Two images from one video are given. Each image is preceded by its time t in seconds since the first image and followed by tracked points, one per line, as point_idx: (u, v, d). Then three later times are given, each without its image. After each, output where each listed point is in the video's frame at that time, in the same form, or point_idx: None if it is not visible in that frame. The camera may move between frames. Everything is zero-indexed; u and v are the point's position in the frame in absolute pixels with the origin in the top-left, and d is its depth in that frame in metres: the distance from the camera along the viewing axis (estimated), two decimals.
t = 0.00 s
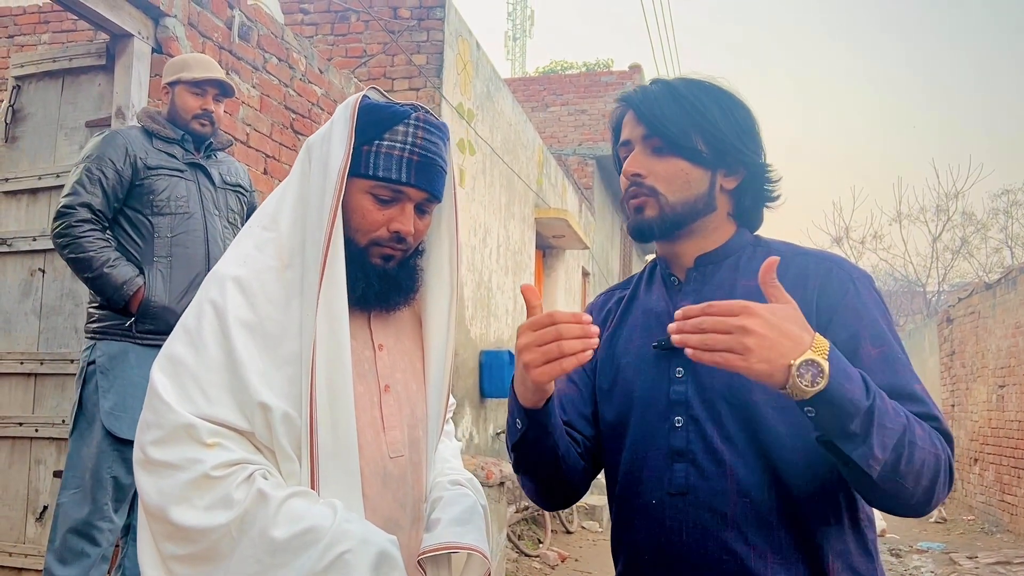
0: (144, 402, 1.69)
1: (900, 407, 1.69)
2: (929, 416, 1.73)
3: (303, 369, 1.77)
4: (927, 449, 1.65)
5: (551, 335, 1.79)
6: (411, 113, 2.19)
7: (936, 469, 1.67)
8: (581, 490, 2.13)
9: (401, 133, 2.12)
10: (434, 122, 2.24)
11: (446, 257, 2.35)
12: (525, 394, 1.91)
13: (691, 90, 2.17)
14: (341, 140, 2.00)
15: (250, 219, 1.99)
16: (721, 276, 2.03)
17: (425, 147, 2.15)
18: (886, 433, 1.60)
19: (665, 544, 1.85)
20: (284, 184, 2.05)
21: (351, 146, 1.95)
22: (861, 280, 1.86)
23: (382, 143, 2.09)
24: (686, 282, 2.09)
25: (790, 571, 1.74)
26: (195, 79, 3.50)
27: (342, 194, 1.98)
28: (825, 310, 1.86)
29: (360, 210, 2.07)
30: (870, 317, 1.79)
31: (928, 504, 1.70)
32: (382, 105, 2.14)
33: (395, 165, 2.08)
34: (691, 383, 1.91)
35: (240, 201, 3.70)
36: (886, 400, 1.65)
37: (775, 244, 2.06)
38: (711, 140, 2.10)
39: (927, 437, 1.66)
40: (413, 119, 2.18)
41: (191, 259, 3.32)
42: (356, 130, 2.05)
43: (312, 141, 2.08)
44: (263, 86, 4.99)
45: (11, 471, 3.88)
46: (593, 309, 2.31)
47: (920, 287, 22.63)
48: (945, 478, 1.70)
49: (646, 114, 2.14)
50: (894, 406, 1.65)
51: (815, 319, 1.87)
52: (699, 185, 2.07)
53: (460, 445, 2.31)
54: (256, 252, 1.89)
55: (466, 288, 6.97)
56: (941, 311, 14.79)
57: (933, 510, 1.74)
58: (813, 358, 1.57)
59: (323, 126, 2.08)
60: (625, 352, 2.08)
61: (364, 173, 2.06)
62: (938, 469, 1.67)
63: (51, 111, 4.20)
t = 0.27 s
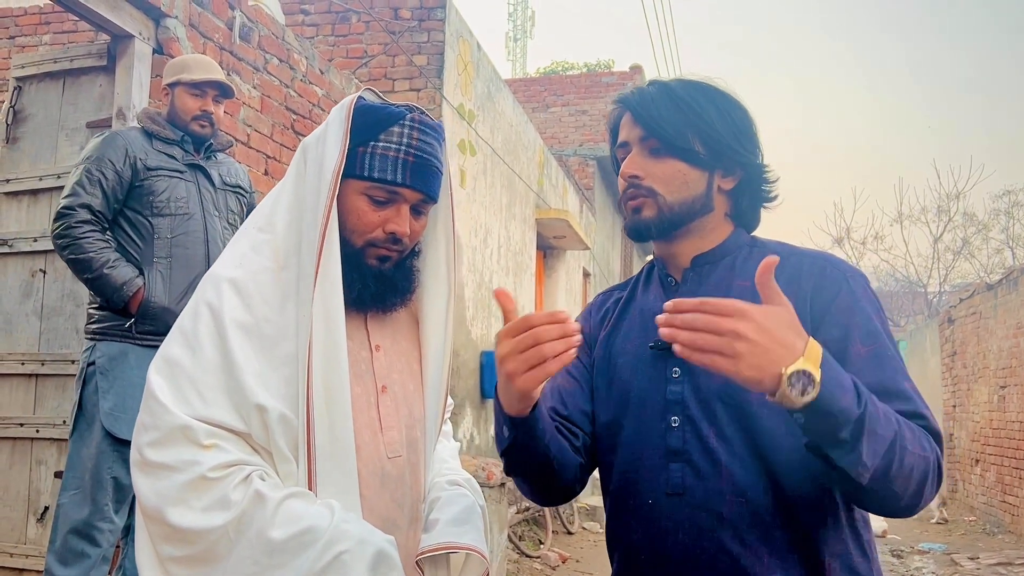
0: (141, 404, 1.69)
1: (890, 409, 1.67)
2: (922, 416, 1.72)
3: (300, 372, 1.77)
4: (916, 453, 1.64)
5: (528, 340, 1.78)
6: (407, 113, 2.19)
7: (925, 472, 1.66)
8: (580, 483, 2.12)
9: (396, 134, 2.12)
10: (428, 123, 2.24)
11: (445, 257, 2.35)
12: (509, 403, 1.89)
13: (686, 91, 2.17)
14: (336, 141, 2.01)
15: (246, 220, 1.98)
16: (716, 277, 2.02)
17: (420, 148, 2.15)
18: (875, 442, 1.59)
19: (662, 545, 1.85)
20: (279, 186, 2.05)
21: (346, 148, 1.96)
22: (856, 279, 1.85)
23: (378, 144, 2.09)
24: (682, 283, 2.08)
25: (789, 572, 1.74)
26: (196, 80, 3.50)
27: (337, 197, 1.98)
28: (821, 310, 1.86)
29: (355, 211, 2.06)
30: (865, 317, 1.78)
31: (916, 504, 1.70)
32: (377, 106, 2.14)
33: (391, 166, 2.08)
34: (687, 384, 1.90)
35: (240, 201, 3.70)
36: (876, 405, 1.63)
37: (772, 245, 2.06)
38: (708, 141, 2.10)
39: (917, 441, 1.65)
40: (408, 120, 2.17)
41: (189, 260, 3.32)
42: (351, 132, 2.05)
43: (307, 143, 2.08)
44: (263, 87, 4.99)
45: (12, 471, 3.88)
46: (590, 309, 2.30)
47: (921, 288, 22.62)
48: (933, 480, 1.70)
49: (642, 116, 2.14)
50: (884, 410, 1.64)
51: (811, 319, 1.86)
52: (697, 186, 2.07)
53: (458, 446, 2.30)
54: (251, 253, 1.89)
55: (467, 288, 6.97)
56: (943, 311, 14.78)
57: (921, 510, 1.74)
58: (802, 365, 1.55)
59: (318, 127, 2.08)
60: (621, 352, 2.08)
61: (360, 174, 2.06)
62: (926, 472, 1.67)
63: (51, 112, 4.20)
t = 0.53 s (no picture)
0: (139, 405, 1.69)
1: (860, 446, 1.64)
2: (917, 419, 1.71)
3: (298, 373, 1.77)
4: (893, 484, 1.63)
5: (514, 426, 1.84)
6: (404, 115, 2.19)
7: (909, 493, 1.66)
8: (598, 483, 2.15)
9: (394, 136, 2.12)
10: (426, 125, 2.24)
11: (444, 259, 2.35)
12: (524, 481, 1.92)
13: (671, 95, 2.15)
14: (333, 144, 2.01)
15: (244, 221, 1.98)
16: (712, 279, 2.02)
17: (419, 150, 2.15)
18: (844, 500, 1.60)
19: (659, 545, 1.85)
20: (277, 187, 2.05)
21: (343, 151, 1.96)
22: (852, 283, 1.85)
23: (375, 146, 2.09)
24: (679, 285, 2.08)
25: (788, 573, 1.74)
26: (197, 82, 3.50)
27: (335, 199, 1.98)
28: (815, 311, 1.85)
29: (353, 212, 2.07)
30: (860, 319, 1.78)
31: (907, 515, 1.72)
32: (375, 109, 2.14)
33: (388, 168, 2.08)
34: (684, 385, 1.90)
35: (241, 202, 3.71)
36: (841, 454, 1.62)
37: (769, 246, 2.05)
38: (695, 145, 2.08)
39: (893, 475, 1.63)
40: (406, 121, 2.18)
41: (188, 261, 3.32)
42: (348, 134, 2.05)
43: (306, 144, 2.08)
44: (264, 88, 4.99)
45: (13, 472, 3.88)
46: (592, 311, 2.30)
47: (922, 288, 22.62)
48: (922, 489, 1.69)
49: (626, 124, 2.12)
50: (852, 453, 1.63)
51: (806, 319, 1.85)
52: (687, 191, 2.07)
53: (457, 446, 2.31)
54: (249, 254, 1.89)
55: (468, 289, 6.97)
56: (943, 311, 14.78)
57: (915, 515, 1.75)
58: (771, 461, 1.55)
59: (316, 130, 2.08)
60: (620, 355, 2.08)
61: (358, 177, 2.06)
62: (910, 493, 1.66)
63: (52, 113, 4.21)
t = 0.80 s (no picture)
0: (138, 405, 1.70)
1: (828, 464, 1.66)
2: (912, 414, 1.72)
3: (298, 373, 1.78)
4: (865, 499, 1.64)
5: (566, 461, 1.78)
6: (402, 111, 2.19)
7: (886, 504, 1.66)
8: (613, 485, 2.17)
9: (391, 132, 2.13)
10: (423, 121, 2.24)
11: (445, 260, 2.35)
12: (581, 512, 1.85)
13: (671, 99, 2.12)
14: (332, 142, 2.01)
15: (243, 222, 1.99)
16: (712, 278, 2.00)
17: (416, 145, 2.16)
18: (810, 521, 1.64)
19: (659, 545, 1.85)
20: (276, 188, 2.05)
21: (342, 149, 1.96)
22: (848, 282, 1.84)
23: (373, 142, 2.09)
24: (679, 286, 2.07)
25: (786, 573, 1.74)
26: (199, 84, 3.51)
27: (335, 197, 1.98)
28: (813, 309, 1.84)
29: (353, 209, 2.07)
30: (856, 317, 1.78)
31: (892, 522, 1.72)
32: (372, 106, 2.15)
33: (386, 163, 2.08)
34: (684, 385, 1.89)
35: (242, 203, 3.71)
36: (805, 475, 1.65)
37: (767, 246, 2.04)
38: (696, 150, 2.06)
39: (864, 490, 1.64)
40: (402, 117, 2.18)
41: (188, 259, 3.32)
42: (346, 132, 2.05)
43: (304, 144, 2.09)
44: (265, 89, 5.00)
45: (14, 472, 3.89)
46: (594, 313, 2.29)
47: (922, 289, 22.61)
48: (905, 496, 1.68)
49: (626, 129, 2.11)
50: (818, 472, 1.65)
51: (801, 319, 1.85)
52: (688, 196, 2.06)
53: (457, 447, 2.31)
54: (248, 255, 1.89)
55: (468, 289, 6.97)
56: (944, 312, 14.77)
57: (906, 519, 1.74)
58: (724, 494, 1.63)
59: (314, 129, 2.08)
60: (621, 356, 2.07)
61: (357, 172, 2.06)
62: (887, 504, 1.66)
63: (53, 113, 4.21)
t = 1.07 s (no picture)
0: (140, 405, 1.70)
1: (788, 465, 1.67)
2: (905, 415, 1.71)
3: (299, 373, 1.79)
4: (828, 500, 1.63)
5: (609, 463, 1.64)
6: (403, 112, 2.20)
7: (856, 505, 1.63)
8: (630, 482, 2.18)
9: (393, 132, 2.13)
10: (425, 121, 2.25)
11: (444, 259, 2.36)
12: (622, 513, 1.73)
13: (684, 100, 2.12)
14: (332, 142, 2.02)
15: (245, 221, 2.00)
16: (718, 277, 2.01)
17: (418, 146, 2.17)
18: (767, 518, 1.64)
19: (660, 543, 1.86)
20: (277, 188, 2.06)
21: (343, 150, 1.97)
22: (850, 280, 1.83)
23: (375, 142, 2.10)
24: (687, 285, 2.09)
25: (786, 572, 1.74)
26: (201, 86, 3.52)
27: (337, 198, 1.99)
28: (813, 308, 1.84)
29: (353, 209, 2.08)
30: (854, 315, 1.77)
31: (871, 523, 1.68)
32: (373, 107, 2.15)
33: (388, 164, 2.09)
34: (688, 384, 1.90)
35: (244, 205, 3.72)
36: (763, 473, 1.65)
37: (774, 245, 2.04)
38: (710, 153, 2.06)
39: (827, 491, 1.63)
40: (404, 117, 2.19)
41: (189, 259, 3.33)
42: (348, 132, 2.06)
43: (306, 145, 2.09)
44: (266, 89, 5.01)
45: (15, 473, 3.89)
46: (605, 310, 2.31)
47: (922, 289, 22.61)
48: (878, 499, 1.65)
49: (640, 132, 2.11)
50: (777, 471, 1.65)
51: (800, 317, 1.85)
52: (702, 199, 2.06)
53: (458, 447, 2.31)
54: (250, 255, 1.90)
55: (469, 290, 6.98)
56: (944, 312, 14.78)
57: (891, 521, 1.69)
58: (688, 485, 1.65)
59: (316, 130, 2.09)
60: (628, 354, 2.08)
61: (358, 173, 2.07)
62: (857, 504, 1.63)
63: (54, 114, 4.22)
